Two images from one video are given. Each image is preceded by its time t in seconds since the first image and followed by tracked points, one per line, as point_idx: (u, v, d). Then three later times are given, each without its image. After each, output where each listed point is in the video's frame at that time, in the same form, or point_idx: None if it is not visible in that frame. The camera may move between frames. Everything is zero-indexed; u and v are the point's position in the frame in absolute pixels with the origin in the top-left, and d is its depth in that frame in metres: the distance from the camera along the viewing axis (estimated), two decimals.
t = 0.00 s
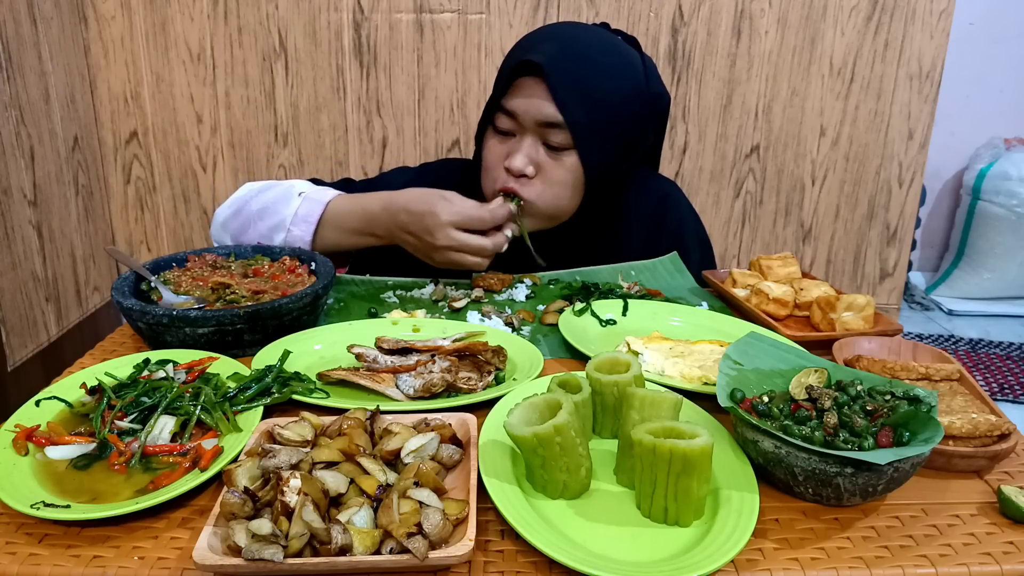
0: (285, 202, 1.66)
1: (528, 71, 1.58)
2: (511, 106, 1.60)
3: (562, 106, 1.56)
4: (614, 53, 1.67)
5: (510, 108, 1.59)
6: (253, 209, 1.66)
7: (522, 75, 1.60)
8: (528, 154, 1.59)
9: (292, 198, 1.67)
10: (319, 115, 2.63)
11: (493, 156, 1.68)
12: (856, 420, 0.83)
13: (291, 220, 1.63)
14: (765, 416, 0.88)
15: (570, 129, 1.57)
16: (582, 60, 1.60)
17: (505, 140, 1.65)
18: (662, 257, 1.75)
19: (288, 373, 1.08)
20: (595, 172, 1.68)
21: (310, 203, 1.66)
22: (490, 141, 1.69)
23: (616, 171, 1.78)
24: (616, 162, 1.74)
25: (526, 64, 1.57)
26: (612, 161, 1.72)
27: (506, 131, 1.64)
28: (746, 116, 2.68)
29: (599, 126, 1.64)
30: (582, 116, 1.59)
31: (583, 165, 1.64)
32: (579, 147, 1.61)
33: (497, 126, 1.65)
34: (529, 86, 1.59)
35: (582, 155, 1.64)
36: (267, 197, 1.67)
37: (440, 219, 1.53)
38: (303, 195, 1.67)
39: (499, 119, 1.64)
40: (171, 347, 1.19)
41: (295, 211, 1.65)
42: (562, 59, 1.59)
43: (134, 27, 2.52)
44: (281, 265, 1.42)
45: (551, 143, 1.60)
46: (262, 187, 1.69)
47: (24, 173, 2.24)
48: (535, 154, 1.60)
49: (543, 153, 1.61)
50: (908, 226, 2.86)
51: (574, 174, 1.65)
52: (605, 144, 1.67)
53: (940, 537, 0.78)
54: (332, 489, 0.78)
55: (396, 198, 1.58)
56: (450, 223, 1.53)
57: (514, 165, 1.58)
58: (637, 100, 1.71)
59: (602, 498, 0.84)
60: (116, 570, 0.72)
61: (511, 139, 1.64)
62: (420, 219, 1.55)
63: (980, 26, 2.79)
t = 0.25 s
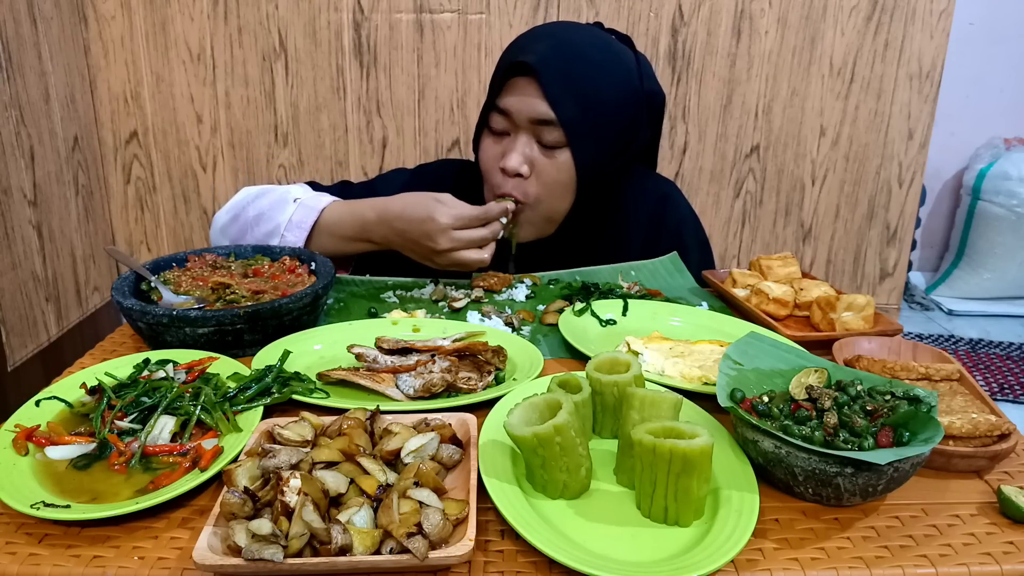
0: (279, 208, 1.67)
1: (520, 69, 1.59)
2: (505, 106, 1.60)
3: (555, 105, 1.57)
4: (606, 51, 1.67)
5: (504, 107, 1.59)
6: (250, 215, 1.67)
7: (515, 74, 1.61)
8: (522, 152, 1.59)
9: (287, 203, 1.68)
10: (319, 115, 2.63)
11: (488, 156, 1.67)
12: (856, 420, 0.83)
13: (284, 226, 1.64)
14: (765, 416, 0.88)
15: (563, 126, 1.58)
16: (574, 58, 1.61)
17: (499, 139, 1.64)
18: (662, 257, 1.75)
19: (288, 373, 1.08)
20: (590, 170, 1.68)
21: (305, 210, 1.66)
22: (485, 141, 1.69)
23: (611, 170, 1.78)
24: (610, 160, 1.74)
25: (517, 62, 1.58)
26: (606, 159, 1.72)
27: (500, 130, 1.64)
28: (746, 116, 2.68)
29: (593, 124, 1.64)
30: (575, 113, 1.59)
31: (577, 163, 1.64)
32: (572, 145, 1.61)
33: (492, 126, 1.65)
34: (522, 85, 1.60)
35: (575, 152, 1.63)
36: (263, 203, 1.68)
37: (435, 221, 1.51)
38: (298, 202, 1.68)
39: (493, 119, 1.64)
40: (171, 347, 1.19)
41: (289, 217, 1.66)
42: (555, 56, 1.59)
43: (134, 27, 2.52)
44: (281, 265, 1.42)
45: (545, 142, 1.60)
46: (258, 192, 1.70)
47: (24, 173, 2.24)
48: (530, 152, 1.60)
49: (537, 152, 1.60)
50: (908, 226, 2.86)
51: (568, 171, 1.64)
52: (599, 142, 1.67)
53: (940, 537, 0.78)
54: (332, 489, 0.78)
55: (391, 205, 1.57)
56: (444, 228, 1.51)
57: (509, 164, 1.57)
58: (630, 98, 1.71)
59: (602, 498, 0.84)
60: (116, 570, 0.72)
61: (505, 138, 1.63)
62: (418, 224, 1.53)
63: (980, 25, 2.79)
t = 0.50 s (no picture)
0: (275, 207, 1.68)
1: (515, 70, 1.59)
2: (500, 106, 1.60)
3: (550, 105, 1.56)
4: (600, 50, 1.67)
5: (499, 108, 1.59)
6: (246, 215, 1.68)
7: (510, 75, 1.61)
8: (518, 153, 1.58)
9: (282, 203, 1.68)
10: (319, 115, 2.63)
11: (483, 157, 1.66)
12: (856, 420, 0.83)
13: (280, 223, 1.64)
14: (765, 416, 0.88)
15: (558, 126, 1.57)
16: (568, 57, 1.61)
17: (495, 141, 1.64)
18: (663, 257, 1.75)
19: (288, 373, 1.08)
20: (586, 169, 1.68)
21: (300, 207, 1.67)
22: (481, 142, 1.68)
23: (608, 169, 1.78)
24: (607, 160, 1.74)
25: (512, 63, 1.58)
26: (603, 158, 1.72)
27: (496, 132, 1.63)
28: (746, 116, 2.68)
29: (588, 123, 1.64)
30: (571, 112, 1.59)
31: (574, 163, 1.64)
32: (569, 144, 1.60)
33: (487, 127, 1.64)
34: (517, 85, 1.59)
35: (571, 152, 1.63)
36: (260, 203, 1.69)
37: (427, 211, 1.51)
38: (292, 200, 1.68)
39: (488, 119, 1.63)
40: (171, 347, 1.19)
41: (285, 215, 1.66)
42: (549, 56, 1.59)
43: (134, 27, 2.52)
44: (281, 265, 1.42)
45: (540, 142, 1.59)
46: (254, 194, 1.71)
47: (24, 173, 2.24)
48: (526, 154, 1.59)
49: (534, 152, 1.60)
50: (908, 225, 2.86)
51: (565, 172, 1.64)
52: (595, 142, 1.67)
53: (940, 537, 0.78)
54: (332, 489, 0.78)
55: (387, 200, 1.57)
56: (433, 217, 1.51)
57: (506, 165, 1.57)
58: (625, 97, 1.71)
59: (602, 498, 0.84)
60: (116, 570, 0.72)
61: (501, 139, 1.63)
62: (413, 220, 1.53)
63: (980, 25, 2.79)
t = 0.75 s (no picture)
0: (277, 206, 1.68)
1: (508, 72, 1.59)
2: (495, 108, 1.60)
3: (543, 106, 1.56)
4: (594, 50, 1.67)
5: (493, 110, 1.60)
6: (249, 216, 1.68)
7: (503, 77, 1.61)
8: (511, 155, 1.59)
9: (285, 202, 1.68)
10: (319, 115, 2.63)
11: (478, 159, 1.67)
12: (856, 420, 0.83)
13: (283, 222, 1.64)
14: (765, 416, 0.88)
15: (552, 127, 1.57)
16: (562, 57, 1.61)
17: (490, 144, 1.65)
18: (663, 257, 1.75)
19: (288, 373, 1.08)
20: (582, 169, 1.68)
21: (302, 206, 1.67)
22: (475, 144, 1.69)
23: (605, 170, 1.78)
24: (603, 160, 1.74)
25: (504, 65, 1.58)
26: (599, 158, 1.72)
27: (490, 135, 1.64)
28: (746, 116, 2.68)
29: (583, 124, 1.64)
30: (564, 113, 1.59)
31: (569, 164, 1.64)
32: (563, 146, 1.61)
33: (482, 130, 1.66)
34: (509, 87, 1.59)
35: (564, 155, 1.62)
36: (261, 204, 1.68)
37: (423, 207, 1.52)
38: (295, 199, 1.68)
39: (483, 122, 1.65)
40: (171, 347, 1.19)
41: (287, 214, 1.66)
42: (541, 57, 1.59)
43: (134, 27, 2.52)
44: (281, 265, 1.42)
45: (533, 146, 1.60)
46: (255, 195, 1.71)
47: (24, 173, 2.24)
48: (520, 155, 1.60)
49: (527, 154, 1.60)
50: (908, 225, 2.86)
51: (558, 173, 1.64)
52: (590, 142, 1.67)
53: (940, 537, 0.78)
54: (332, 489, 0.78)
55: (384, 199, 1.57)
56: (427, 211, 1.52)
57: (499, 167, 1.58)
58: (620, 96, 1.71)
59: (602, 498, 0.84)
60: (116, 570, 0.72)
61: (496, 142, 1.64)
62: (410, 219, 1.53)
63: (980, 25, 2.79)
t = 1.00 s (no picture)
0: (268, 208, 1.74)
1: (505, 73, 1.59)
2: (493, 110, 1.61)
3: (541, 106, 1.56)
4: (591, 50, 1.66)
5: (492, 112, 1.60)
6: (244, 220, 1.75)
7: (501, 78, 1.61)
8: (512, 156, 1.60)
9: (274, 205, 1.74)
10: (319, 115, 2.63)
11: (478, 161, 1.67)
12: (856, 420, 0.83)
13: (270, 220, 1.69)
14: (765, 416, 0.88)
15: (550, 127, 1.57)
16: (559, 57, 1.61)
17: (490, 145, 1.65)
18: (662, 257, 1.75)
19: (288, 373, 1.08)
20: (582, 169, 1.68)
21: (289, 205, 1.72)
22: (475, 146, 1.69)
23: (603, 169, 1.78)
24: (601, 160, 1.74)
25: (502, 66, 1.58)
26: (596, 158, 1.72)
27: (490, 136, 1.65)
28: (746, 116, 2.68)
29: (581, 124, 1.64)
30: (562, 113, 1.59)
31: (567, 164, 1.64)
32: (561, 146, 1.61)
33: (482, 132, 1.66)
34: (507, 88, 1.59)
35: (565, 155, 1.63)
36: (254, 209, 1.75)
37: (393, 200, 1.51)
38: (284, 200, 1.74)
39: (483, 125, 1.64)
40: (171, 347, 1.19)
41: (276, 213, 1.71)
42: (539, 58, 1.59)
43: (134, 27, 2.52)
44: (281, 265, 1.42)
45: (533, 146, 1.60)
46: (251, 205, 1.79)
47: (24, 173, 2.24)
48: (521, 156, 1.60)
49: (527, 155, 1.61)
50: (908, 225, 2.86)
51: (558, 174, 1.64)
52: (588, 142, 1.67)
53: (940, 537, 0.78)
54: (332, 489, 0.78)
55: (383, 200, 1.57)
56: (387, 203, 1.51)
57: (500, 169, 1.58)
58: (618, 95, 1.71)
59: (602, 498, 0.84)
60: (116, 570, 0.72)
61: (496, 144, 1.64)
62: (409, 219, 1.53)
63: (980, 26, 2.79)
